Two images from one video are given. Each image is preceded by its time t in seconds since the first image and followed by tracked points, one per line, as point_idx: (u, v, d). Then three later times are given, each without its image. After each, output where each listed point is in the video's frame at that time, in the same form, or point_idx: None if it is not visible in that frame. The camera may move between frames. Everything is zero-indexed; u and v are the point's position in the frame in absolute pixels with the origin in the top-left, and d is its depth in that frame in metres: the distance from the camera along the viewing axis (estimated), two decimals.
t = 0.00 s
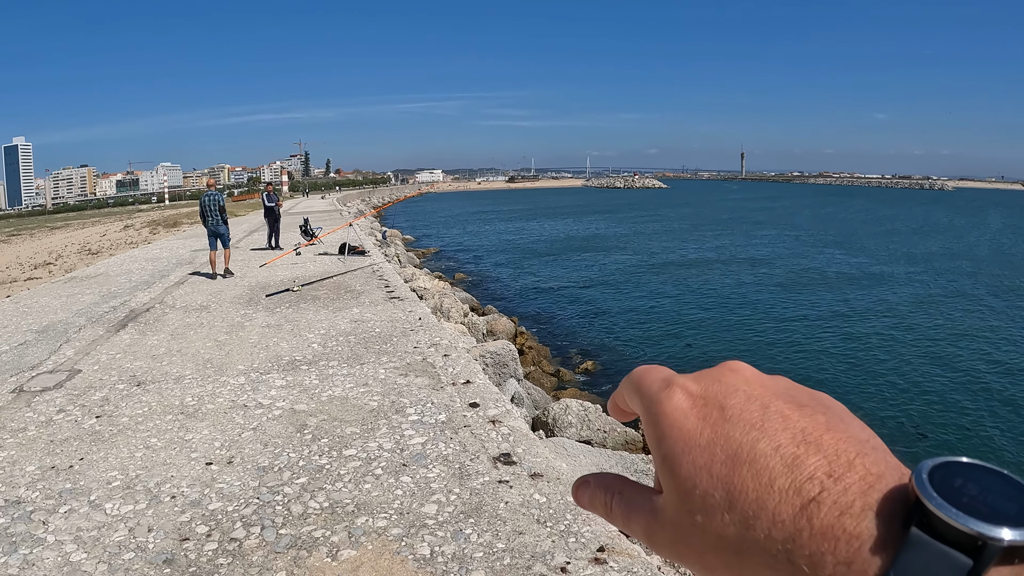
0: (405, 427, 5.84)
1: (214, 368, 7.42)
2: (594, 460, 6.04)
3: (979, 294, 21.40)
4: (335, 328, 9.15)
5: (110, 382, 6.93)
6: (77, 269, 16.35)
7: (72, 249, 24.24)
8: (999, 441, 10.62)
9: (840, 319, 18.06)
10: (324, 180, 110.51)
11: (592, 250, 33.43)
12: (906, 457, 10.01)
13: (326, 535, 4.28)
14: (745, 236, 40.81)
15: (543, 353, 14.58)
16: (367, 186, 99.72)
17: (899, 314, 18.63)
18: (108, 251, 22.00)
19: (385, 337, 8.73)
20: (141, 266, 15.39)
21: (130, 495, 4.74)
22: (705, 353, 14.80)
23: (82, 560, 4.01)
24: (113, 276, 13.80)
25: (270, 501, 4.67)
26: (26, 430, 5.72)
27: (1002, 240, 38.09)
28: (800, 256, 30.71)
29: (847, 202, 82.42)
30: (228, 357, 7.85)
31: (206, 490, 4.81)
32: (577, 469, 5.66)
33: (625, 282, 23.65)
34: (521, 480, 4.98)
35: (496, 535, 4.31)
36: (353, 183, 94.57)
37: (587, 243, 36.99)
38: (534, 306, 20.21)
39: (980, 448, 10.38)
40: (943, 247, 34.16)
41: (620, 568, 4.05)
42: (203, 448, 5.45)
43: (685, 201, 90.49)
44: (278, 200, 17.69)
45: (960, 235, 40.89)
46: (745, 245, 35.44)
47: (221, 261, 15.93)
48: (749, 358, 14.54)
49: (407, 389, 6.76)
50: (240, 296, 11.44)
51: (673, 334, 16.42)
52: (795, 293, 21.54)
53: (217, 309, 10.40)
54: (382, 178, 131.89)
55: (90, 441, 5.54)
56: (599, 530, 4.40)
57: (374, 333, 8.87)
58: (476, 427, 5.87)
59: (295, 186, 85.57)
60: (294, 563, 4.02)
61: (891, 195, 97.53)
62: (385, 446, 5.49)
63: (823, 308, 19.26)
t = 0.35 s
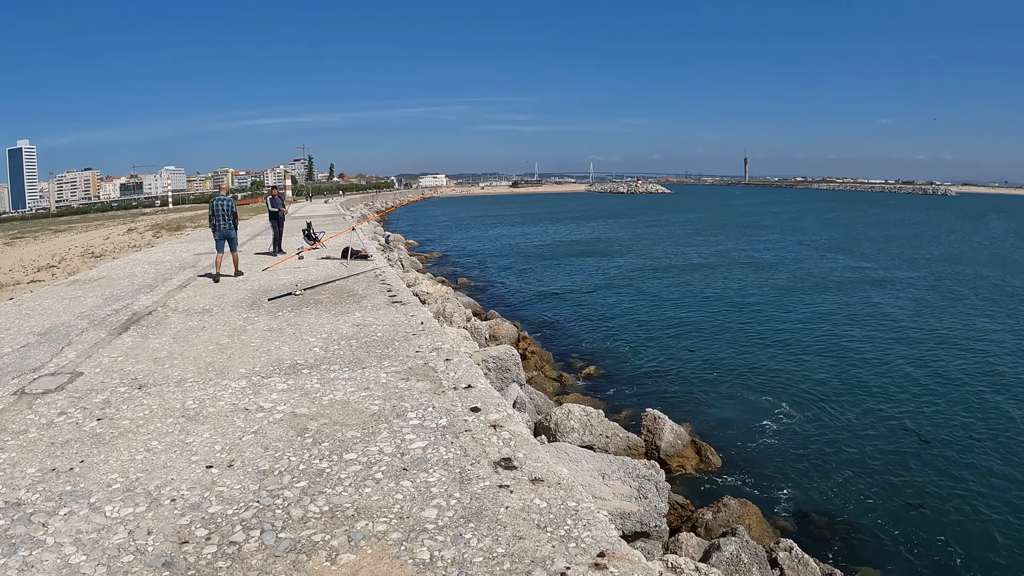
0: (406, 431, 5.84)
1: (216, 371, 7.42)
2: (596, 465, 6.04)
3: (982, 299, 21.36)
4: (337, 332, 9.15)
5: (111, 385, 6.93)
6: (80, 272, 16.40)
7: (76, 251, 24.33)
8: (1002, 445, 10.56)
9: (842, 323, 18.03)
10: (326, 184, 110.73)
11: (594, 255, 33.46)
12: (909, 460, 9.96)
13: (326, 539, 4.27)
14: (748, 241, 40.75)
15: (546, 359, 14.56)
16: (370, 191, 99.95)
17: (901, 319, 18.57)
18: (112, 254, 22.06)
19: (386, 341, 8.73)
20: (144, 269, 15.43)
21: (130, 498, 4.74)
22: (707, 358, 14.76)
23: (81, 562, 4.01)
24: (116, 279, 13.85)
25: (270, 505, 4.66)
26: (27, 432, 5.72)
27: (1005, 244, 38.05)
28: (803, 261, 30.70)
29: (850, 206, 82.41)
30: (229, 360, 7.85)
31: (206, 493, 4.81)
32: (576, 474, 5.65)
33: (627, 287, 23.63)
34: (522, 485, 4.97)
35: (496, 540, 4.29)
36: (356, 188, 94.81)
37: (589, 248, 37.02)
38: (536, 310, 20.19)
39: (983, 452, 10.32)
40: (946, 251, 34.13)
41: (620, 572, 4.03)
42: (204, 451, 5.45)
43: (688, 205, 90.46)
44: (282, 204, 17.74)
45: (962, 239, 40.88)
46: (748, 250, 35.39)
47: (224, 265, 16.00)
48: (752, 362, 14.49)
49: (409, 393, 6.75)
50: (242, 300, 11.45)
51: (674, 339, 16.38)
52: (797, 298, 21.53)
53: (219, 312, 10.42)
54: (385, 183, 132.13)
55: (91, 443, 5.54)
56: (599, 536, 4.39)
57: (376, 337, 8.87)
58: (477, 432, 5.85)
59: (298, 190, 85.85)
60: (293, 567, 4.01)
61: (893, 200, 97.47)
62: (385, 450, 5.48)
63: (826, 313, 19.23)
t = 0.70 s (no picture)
0: (407, 435, 5.83)
1: (217, 374, 7.43)
2: (598, 469, 6.03)
3: (986, 303, 21.31)
4: (338, 336, 9.17)
5: (113, 387, 6.95)
6: (84, 274, 16.46)
7: (80, 254, 24.43)
8: (1006, 450, 10.50)
9: (845, 328, 17.99)
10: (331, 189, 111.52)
11: (597, 259, 33.47)
12: (911, 465, 9.90)
13: (325, 542, 4.26)
14: (750, 245, 40.71)
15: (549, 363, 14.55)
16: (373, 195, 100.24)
17: (904, 324, 18.50)
18: (116, 256, 22.15)
19: (388, 344, 8.74)
20: (147, 272, 15.48)
21: (131, 499, 4.75)
22: (709, 363, 14.74)
23: (81, 563, 4.01)
24: (119, 281, 13.89)
25: (270, 507, 4.66)
26: (29, 433, 5.74)
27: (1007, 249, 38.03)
28: (806, 265, 30.69)
29: (855, 211, 81.95)
30: (232, 363, 7.86)
31: (206, 495, 4.81)
32: (576, 478, 5.65)
33: (629, 291, 23.64)
34: (522, 489, 4.96)
35: (495, 543, 4.28)
36: (360, 192, 95.10)
37: (592, 252, 37.05)
38: (538, 314, 20.19)
39: (987, 457, 10.25)
40: (949, 256, 34.08)
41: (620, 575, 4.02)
42: (204, 453, 5.46)
43: (691, 210, 90.38)
44: (286, 207, 17.80)
45: (965, 244, 40.85)
46: (751, 255, 35.32)
47: (227, 268, 16.04)
48: (754, 366, 14.46)
49: (410, 396, 6.75)
50: (245, 302, 11.48)
51: (677, 344, 16.36)
52: (800, 302, 21.50)
53: (222, 315, 10.45)
54: (389, 187, 132.38)
55: (92, 445, 5.55)
56: (599, 540, 4.38)
57: (378, 341, 8.88)
58: (478, 434, 5.85)
59: (302, 194, 86.18)
60: (292, 569, 4.00)
61: (896, 205, 97.45)
62: (386, 453, 5.47)
63: (829, 318, 19.20)
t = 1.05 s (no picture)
0: (407, 438, 5.83)
1: (219, 376, 7.44)
2: (600, 472, 6.02)
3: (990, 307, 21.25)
4: (340, 338, 9.18)
5: (115, 389, 6.97)
6: (87, 276, 16.50)
7: (83, 256, 24.52)
8: (1009, 454, 10.46)
9: (848, 331, 17.95)
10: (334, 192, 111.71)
11: (599, 263, 33.47)
12: (915, 469, 9.85)
13: (324, 544, 4.26)
14: (754, 249, 40.65)
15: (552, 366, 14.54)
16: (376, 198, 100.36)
17: (908, 327, 18.43)
18: (119, 258, 22.22)
19: (390, 347, 8.74)
20: (151, 274, 15.53)
21: (131, 501, 4.75)
22: (712, 366, 14.71)
23: (81, 564, 4.02)
24: (122, 283, 13.93)
25: (270, 509, 4.66)
26: (30, 435, 5.75)
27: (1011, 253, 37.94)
28: (809, 269, 30.65)
29: (858, 214, 81.71)
30: (234, 365, 7.88)
31: (206, 497, 4.81)
32: (577, 482, 5.63)
33: (632, 295, 23.62)
34: (523, 492, 4.95)
35: (495, 547, 4.27)
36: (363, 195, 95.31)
37: (594, 256, 37.07)
38: (541, 318, 20.18)
39: (991, 461, 10.19)
40: (953, 259, 34.03)
41: None
42: (205, 455, 5.46)
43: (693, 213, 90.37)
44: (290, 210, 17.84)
45: (969, 247, 40.76)
46: (754, 258, 35.27)
47: (230, 271, 16.08)
48: (757, 370, 14.43)
49: (411, 399, 6.74)
50: (247, 305, 11.50)
51: (679, 347, 16.33)
52: (802, 305, 21.48)
53: (224, 317, 10.47)
54: (392, 191, 132.66)
55: (93, 447, 5.56)
56: (599, 544, 4.36)
57: (380, 344, 8.89)
58: (479, 438, 5.84)
59: (305, 197, 86.34)
60: (291, 572, 4.00)
61: (900, 208, 97.28)
62: (386, 456, 5.47)
63: (832, 321, 19.17)
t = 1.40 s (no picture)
0: (410, 441, 5.82)
1: (222, 379, 7.44)
2: (603, 476, 5.99)
3: (996, 311, 21.15)
4: (344, 341, 9.18)
5: (118, 391, 6.97)
6: (92, 278, 16.57)
7: (88, 258, 24.61)
8: (1016, 458, 10.38)
9: (853, 334, 17.89)
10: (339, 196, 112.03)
11: (603, 266, 33.46)
12: (920, 474, 9.78)
13: (326, 548, 4.24)
14: (758, 252, 40.57)
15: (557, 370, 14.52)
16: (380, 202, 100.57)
17: (913, 331, 18.33)
18: (123, 261, 22.29)
19: (394, 350, 8.73)
20: (155, 277, 15.57)
21: (133, 503, 4.74)
22: (716, 370, 14.66)
23: (82, 566, 4.01)
24: (126, 286, 13.97)
25: (272, 512, 4.65)
26: (33, 436, 5.76)
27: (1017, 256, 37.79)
28: (813, 273, 30.59)
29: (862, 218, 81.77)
30: (237, 368, 7.88)
31: (208, 500, 4.80)
32: (580, 486, 5.62)
33: (635, 298, 23.58)
34: (525, 496, 4.93)
35: (496, 551, 4.24)
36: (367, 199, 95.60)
37: (598, 260, 37.05)
38: (544, 321, 20.17)
39: (999, 466, 10.10)
40: (958, 263, 33.93)
41: None
42: (207, 458, 5.45)
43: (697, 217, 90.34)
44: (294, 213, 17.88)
45: (974, 251, 40.62)
46: (758, 262, 35.18)
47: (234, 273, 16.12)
48: (761, 373, 14.37)
49: (414, 402, 6.73)
50: (251, 308, 11.52)
51: (683, 350, 16.28)
52: (807, 309, 21.42)
53: (228, 320, 10.48)
54: (396, 194, 133.03)
55: (96, 449, 5.56)
56: (601, 548, 4.34)
57: (383, 347, 8.89)
58: (482, 441, 5.83)
59: (310, 200, 86.63)
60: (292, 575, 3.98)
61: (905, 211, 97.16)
62: (388, 460, 5.46)
63: (837, 324, 19.11)
